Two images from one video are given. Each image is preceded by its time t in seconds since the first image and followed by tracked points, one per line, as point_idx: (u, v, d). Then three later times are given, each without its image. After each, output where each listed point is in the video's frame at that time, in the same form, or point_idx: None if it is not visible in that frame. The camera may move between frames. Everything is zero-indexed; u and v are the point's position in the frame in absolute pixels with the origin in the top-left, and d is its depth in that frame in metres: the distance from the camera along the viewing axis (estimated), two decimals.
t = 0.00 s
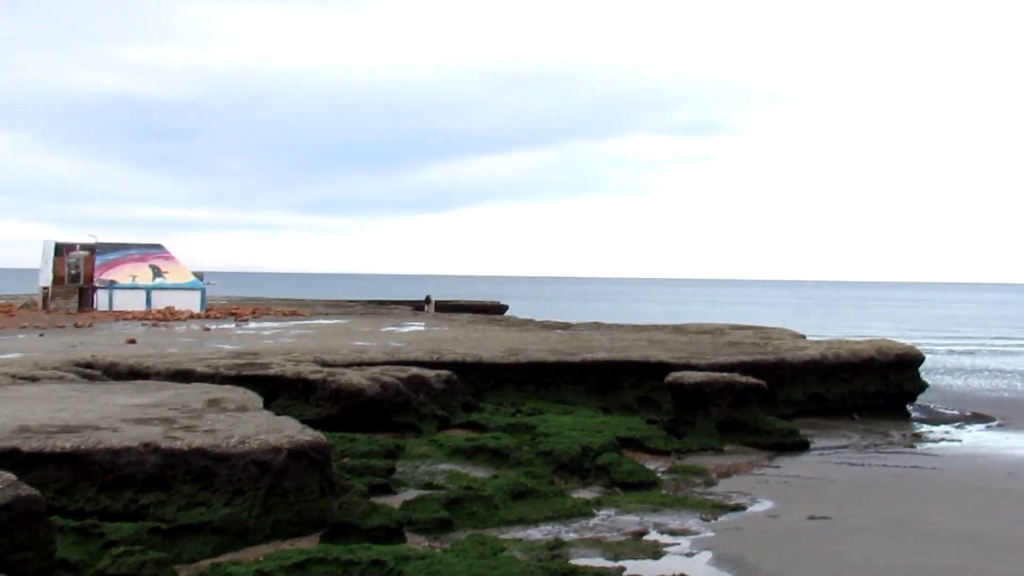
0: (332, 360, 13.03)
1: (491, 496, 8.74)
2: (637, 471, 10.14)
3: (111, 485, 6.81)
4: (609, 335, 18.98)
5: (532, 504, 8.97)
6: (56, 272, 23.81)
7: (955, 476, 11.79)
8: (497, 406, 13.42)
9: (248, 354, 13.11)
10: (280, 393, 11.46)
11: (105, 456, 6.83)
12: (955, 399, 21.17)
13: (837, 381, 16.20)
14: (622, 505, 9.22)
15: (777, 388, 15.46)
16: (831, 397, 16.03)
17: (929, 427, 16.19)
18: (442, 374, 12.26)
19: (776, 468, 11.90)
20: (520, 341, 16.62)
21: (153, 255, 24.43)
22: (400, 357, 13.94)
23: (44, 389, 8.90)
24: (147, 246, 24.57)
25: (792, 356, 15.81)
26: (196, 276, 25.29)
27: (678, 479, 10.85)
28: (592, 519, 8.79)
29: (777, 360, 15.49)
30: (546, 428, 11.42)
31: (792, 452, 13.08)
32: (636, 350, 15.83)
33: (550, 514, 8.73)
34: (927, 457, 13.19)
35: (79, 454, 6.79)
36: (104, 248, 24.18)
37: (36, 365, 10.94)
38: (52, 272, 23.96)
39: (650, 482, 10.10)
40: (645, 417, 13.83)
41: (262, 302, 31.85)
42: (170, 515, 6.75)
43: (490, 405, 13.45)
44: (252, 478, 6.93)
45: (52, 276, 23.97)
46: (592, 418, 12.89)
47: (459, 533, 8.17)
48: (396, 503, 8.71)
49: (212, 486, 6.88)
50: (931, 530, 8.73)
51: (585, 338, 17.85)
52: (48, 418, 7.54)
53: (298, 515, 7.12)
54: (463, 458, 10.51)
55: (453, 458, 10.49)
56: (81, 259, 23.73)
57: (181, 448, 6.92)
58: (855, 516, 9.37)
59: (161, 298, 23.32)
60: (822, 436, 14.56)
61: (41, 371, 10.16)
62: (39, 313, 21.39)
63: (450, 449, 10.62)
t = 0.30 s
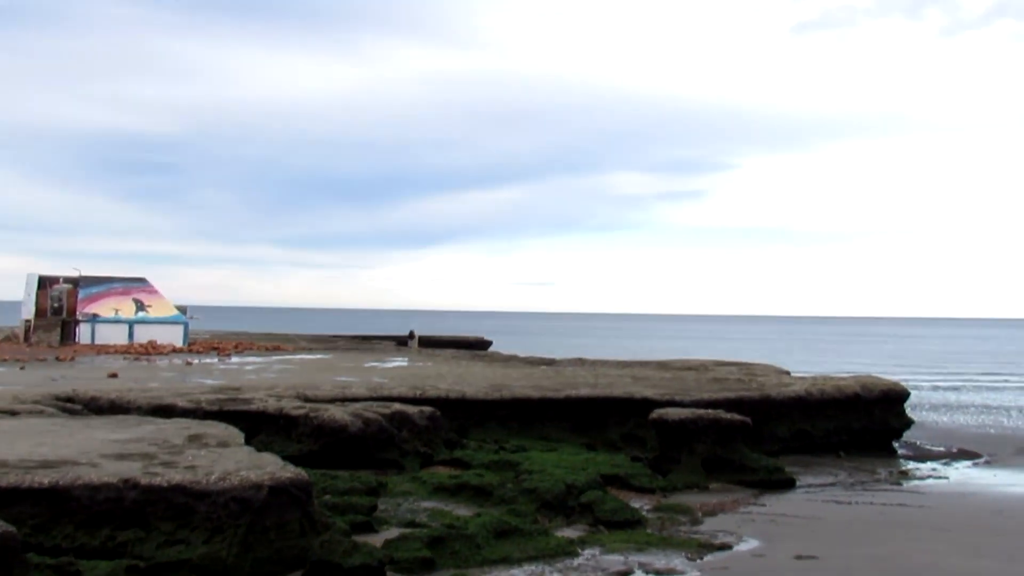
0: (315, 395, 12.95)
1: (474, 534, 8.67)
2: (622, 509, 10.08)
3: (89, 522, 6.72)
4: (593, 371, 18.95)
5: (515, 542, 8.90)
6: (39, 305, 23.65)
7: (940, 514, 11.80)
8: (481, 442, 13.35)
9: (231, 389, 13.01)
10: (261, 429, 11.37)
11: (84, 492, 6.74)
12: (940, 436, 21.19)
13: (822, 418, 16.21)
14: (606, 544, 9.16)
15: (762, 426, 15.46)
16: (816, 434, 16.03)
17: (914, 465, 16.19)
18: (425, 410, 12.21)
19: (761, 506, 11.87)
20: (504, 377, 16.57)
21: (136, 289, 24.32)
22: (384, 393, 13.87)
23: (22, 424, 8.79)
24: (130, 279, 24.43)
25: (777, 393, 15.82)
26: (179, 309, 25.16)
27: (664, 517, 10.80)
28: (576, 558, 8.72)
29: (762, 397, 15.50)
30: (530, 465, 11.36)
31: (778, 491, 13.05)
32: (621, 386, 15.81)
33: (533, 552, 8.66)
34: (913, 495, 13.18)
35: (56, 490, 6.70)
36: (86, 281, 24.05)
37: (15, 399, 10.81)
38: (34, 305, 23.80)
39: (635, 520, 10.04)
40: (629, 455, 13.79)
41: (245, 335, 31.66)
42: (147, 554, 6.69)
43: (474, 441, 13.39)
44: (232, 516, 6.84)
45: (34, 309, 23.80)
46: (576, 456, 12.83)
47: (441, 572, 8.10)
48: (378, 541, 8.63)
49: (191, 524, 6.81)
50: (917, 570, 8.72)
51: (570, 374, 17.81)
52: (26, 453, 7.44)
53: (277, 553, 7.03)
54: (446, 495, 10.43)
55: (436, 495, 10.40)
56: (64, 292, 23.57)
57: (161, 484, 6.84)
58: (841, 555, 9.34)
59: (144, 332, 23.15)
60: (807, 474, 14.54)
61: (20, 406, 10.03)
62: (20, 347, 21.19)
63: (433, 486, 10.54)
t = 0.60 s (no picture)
0: (296, 417, 12.91)
1: (456, 556, 8.67)
2: (604, 531, 10.10)
3: (67, 545, 6.67)
4: (576, 392, 18.99)
5: (497, 564, 8.91)
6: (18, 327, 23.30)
7: (920, 537, 11.88)
8: (463, 463, 13.34)
9: (211, 410, 12.94)
10: (242, 451, 11.32)
11: (62, 515, 6.69)
12: (920, 459, 21.31)
13: (803, 439, 16.31)
14: (588, 566, 9.17)
15: (743, 447, 15.54)
16: (797, 455, 16.13)
17: (895, 487, 16.31)
18: (406, 431, 12.21)
19: (743, 528, 11.92)
20: (487, 398, 16.59)
21: (116, 310, 24.16)
22: (366, 414, 13.84)
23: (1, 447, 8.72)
24: (110, 301, 24.30)
25: (758, 414, 15.92)
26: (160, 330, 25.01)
27: (646, 539, 10.82)
28: None
29: (744, 418, 15.58)
30: (512, 486, 11.36)
31: (759, 512, 13.11)
32: (602, 407, 15.86)
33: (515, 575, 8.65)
34: (893, 517, 13.28)
35: (34, 513, 6.65)
36: (66, 302, 23.87)
37: None
38: (13, 327, 23.58)
39: (617, 542, 10.05)
40: (611, 476, 13.82)
41: (225, 356, 31.47)
42: None
43: (455, 462, 13.38)
44: (212, 538, 6.81)
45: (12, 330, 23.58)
46: (558, 477, 12.83)
47: None
48: (360, 562, 8.61)
49: (171, 547, 6.77)
50: None
51: (552, 395, 17.82)
52: (4, 475, 7.38)
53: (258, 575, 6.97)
54: (428, 516, 10.40)
55: (417, 517, 10.37)
56: (45, 314, 23.23)
57: (140, 506, 6.82)
58: None
59: (124, 353, 23.00)
60: (789, 496, 14.62)
61: None
62: None
63: (414, 507, 10.52)
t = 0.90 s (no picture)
0: (274, 423, 12.91)
1: (434, 562, 8.74)
2: (581, 537, 10.19)
3: (43, 552, 6.67)
4: (554, 398, 19.09)
5: (475, 570, 8.97)
6: None
7: (893, 543, 12.08)
8: (441, 469, 13.39)
9: (189, 417, 12.92)
10: (219, 457, 11.32)
11: (39, 522, 6.68)
12: (896, 466, 21.56)
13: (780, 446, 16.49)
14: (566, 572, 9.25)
15: (720, 453, 15.69)
16: (773, 462, 16.30)
17: (870, 494, 16.52)
18: (384, 437, 12.25)
19: (718, 534, 12.05)
20: (465, 405, 16.64)
21: (93, 317, 23.99)
22: (344, 421, 13.86)
23: None
24: (87, 308, 24.18)
25: (735, 421, 16.08)
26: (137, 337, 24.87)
27: (623, 545, 10.92)
28: None
29: (721, 425, 15.74)
30: (489, 493, 11.43)
31: (735, 518, 13.25)
32: (580, 414, 15.97)
33: None
34: (867, 523, 13.47)
35: (11, 520, 6.64)
36: (41, 309, 23.69)
37: None
38: None
39: (594, 548, 10.15)
40: (589, 481, 13.92)
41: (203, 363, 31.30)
42: None
43: (434, 469, 13.42)
44: (190, 545, 6.83)
45: None
46: (536, 483, 12.92)
47: None
48: (338, 569, 8.64)
49: (148, 554, 6.78)
50: None
51: (530, 402, 17.91)
52: None
53: None
54: (405, 522, 10.44)
55: (395, 523, 10.41)
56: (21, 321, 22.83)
57: (117, 513, 6.82)
58: None
59: (100, 360, 22.85)
60: (765, 502, 14.78)
61: None
62: None
63: (392, 514, 10.56)
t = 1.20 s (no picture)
0: (245, 418, 12.85)
1: (405, 555, 8.78)
2: (552, 529, 10.26)
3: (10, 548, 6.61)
4: (525, 393, 19.17)
5: (446, 563, 9.01)
6: None
7: (859, 533, 12.29)
8: (413, 464, 13.40)
9: (158, 412, 12.83)
10: (189, 452, 11.25)
11: (5, 518, 6.62)
12: (861, 458, 21.88)
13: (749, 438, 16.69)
14: (537, 564, 9.31)
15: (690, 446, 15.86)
16: (742, 454, 16.50)
17: (836, 485, 16.80)
18: (355, 432, 12.24)
19: (688, 525, 12.19)
20: (436, 399, 16.66)
21: (59, 312, 23.67)
22: (315, 415, 13.83)
23: None
24: (53, 303, 23.86)
25: (704, 414, 16.26)
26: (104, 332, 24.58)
27: (594, 536, 11.01)
28: None
29: (691, 419, 15.91)
30: (460, 487, 11.47)
31: (704, 509, 13.40)
32: (551, 407, 16.06)
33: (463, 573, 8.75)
34: (834, 513, 13.70)
35: None
36: (6, 304, 23.32)
37: None
38: None
39: (565, 540, 10.21)
40: (560, 474, 14.00)
41: (170, 358, 30.99)
42: None
43: (405, 463, 13.43)
44: (160, 541, 6.80)
45: None
46: (507, 477, 12.97)
47: None
48: (308, 563, 8.65)
49: (117, 549, 6.74)
50: None
51: (501, 396, 17.95)
52: None
53: None
54: (376, 517, 10.44)
55: (366, 517, 10.40)
56: None
57: (85, 509, 6.77)
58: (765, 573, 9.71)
59: (67, 355, 22.56)
60: (734, 494, 14.98)
61: None
62: None
63: (363, 508, 10.56)
